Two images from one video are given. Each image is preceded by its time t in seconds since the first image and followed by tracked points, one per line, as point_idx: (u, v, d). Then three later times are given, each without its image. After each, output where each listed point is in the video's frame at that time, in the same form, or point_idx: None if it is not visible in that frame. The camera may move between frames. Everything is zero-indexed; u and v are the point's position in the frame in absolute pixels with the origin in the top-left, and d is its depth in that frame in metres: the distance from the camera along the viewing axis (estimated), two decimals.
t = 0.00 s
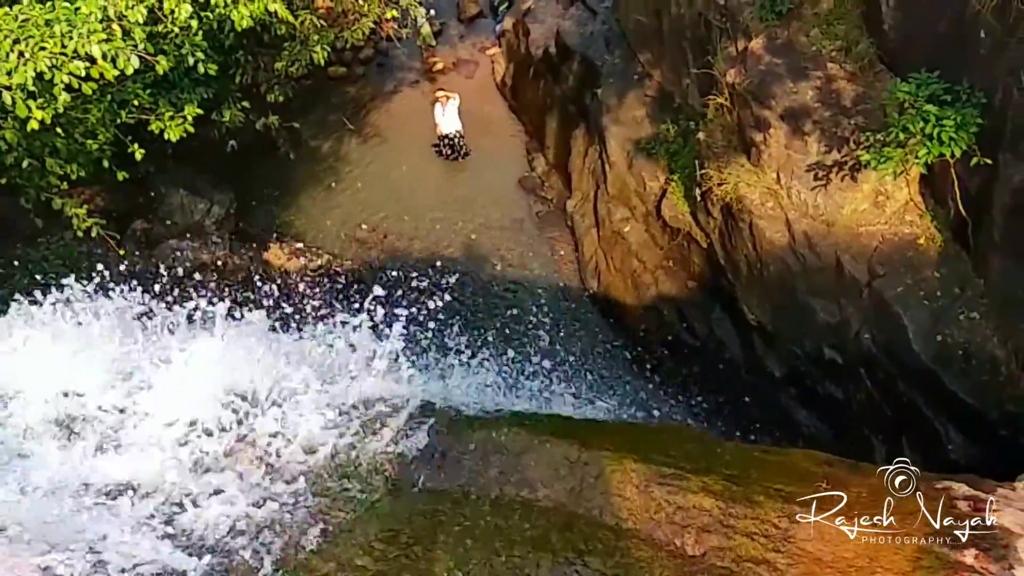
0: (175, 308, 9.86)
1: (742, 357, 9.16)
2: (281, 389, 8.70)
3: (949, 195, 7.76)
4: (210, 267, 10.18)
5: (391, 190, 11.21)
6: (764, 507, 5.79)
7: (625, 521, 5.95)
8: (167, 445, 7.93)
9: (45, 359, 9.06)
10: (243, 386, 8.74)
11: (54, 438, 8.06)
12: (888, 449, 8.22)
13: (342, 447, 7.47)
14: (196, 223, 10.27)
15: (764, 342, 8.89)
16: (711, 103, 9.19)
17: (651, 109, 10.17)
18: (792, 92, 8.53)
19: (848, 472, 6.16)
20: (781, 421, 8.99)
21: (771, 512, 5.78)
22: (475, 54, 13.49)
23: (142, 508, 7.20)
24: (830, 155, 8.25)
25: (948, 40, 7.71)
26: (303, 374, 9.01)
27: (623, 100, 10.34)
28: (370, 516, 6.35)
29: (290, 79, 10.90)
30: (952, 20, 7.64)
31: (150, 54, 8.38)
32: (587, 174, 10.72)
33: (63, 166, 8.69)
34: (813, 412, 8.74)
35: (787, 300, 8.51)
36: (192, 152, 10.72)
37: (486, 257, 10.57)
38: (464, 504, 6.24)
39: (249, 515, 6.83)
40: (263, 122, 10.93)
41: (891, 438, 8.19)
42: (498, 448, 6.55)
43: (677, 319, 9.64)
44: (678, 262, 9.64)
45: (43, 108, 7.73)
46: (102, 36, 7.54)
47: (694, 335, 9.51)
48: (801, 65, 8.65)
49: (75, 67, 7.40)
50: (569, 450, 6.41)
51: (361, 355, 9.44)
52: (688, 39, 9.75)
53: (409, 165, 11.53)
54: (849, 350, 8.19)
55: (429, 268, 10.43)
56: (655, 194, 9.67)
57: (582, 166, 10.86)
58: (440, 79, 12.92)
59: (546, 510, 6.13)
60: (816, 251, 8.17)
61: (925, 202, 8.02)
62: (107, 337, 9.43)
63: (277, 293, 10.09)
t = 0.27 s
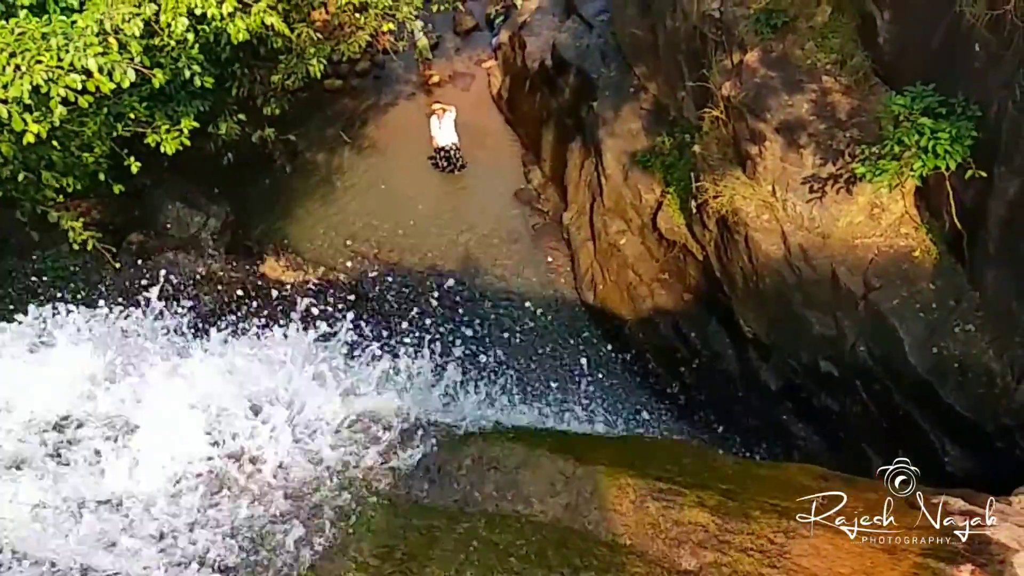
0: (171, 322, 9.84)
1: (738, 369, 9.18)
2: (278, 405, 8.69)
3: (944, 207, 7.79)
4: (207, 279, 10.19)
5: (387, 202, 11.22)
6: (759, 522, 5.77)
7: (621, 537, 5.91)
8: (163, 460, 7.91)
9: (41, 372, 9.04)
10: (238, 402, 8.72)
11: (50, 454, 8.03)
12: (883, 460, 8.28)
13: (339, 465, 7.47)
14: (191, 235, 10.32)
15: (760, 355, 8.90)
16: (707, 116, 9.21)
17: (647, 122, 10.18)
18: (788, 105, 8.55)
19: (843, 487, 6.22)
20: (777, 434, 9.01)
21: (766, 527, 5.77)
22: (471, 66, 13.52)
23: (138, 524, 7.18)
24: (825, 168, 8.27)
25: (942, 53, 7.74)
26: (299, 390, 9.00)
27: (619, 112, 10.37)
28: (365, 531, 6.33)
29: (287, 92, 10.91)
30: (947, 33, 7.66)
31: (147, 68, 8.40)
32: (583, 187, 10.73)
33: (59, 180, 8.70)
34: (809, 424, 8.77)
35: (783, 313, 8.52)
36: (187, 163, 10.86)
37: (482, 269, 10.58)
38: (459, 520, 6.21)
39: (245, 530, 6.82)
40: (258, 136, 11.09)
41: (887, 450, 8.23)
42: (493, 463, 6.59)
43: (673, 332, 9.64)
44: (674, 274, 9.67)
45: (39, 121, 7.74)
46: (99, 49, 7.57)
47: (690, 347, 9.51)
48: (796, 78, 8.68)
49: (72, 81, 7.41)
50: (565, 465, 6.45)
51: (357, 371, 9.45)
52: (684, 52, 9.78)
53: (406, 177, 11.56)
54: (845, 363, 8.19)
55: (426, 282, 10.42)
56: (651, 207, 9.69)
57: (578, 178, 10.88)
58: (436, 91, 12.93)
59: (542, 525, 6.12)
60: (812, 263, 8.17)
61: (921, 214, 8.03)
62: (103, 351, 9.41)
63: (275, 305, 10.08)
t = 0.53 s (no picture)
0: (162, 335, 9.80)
1: (731, 380, 9.20)
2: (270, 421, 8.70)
3: (937, 220, 7.82)
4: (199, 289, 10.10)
5: (381, 212, 11.22)
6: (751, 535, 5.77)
7: (612, 550, 5.87)
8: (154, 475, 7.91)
9: (34, 390, 9.08)
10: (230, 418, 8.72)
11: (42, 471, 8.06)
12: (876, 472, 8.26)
13: (330, 481, 7.46)
14: (185, 244, 10.28)
15: (753, 366, 8.92)
16: (701, 127, 9.26)
17: (641, 133, 10.18)
18: (781, 116, 8.58)
19: (831, 499, 6.25)
20: (771, 445, 9.01)
21: (758, 541, 5.76)
22: (466, 76, 13.54)
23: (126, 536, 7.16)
24: (819, 179, 8.28)
25: (934, 66, 7.73)
26: (292, 405, 9.01)
27: (613, 124, 10.38)
28: (356, 544, 6.32)
29: (280, 102, 10.91)
30: (940, 45, 7.64)
31: (141, 77, 8.42)
32: (577, 198, 10.75)
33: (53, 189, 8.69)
34: (802, 435, 8.78)
35: (776, 325, 8.53)
36: (181, 172, 10.86)
37: (476, 279, 10.58)
38: (450, 533, 6.18)
39: (234, 543, 6.80)
40: (252, 145, 11.08)
41: (879, 461, 8.23)
42: (484, 477, 6.57)
43: (667, 343, 9.64)
44: (667, 284, 9.69)
45: (33, 130, 7.73)
46: (93, 58, 7.59)
47: (684, 358, 9.52)
48: (789, 90, 8.70)
49: (66, 90, 7.41)
50: (557, 477, 6.46)
51: (351, 384, 9.44)
52: (678, 64, 9.82)
53: (400, 187, 11.57)
54: (838, 374, 8.20)
55: (421, 294, 10.40)
56: (644, 218, 9.70)
57: (571, 189, 10.89)
58: (430, 101, 12.96)
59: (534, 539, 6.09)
60: (805, 275, 8.16)
61: (913, 226, 8.04)
62: (97, 365, 9.44)
63: (268, 315, 10.06)
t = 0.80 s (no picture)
0: (158, 346, 9.81)
1: (724, 393, 9.19)
2: (261, 433, 8.69)
3: (929, 234, 7.82)
4: (194, 298, 10.17)
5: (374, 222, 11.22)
6: (742, 552, 5.76)
7: (602, 565, 5.90)
8: (146, 491, 7.93)
9: (25, 398, 9.04)
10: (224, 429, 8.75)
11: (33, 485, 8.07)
12: (867, 486, 8.22)
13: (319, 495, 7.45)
14: (178, 253, 10.24)
15: (746, 379, 8.92)
16: (694, 140, 9.30)
17: (635, 145, 10.24)
18: (775, 130, 8.59)
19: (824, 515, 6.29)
20: (762, 458, 9.00)
21: (749, 557, 5.75)
22: (460, 88, 13.53)
23: (118, 554, 7.18)
24: (812, 194, 8.29)
25: (927, 81, 7.73)
26: (283, 415, 8.99)
27: (607, 136, 10.40)
28: (348, 558, 6.30)
29: (274, 112, 10.91)
30: (932, 60, 7.63)
31: (135, 86, 8.42)
32: (571, 209, 10.76)
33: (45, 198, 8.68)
34: (794, 448, 8.78)
35: (768, 339, 8.51)
36: (175, 182, 10.82)
37: (469, 291, 10.56)
38: (440, 548, 6.17)
39: (225, 558, 6.81)
40: (247, 155, 10.99)
41: (870, 475, 8.20)
42: (477, 493, 6.51)
43: (659, 355, 9.63)
44: (660, 297, 9.69)
45: (25, 138, 7.71)
46: (87, 67, 7.58)
47: (676, 371, 9.52)
48: (783, 104, 8.73)
49: (59, 98, 7.38)
50: (548, 493, 6.44)
51: (343, 394, 9.43)
52: (672, 77, 9.86)
53: (393, 197, 11.57)
54: (830, 388, 8.20)
55: (413, 304, 10.39)
56: (638, 230, 9.71)
57: (565, 202, 10.91)
58: (425, 112, 12.95)
59: (524, 555, 6.07)
60: (798, 289, 8.17)
61: (906, 241, 8.03)
62: (89, 374, 9.41)
63: (262, 326, 10.07)
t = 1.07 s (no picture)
0: (155, 363, 9.84)
1: (720, 413, 9.19)
2: (256, 454, 8.69)
3: (926, 255, 7.82)
4: (188, 315, 10.23)
5: (371, 239, 11.30)
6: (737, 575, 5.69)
7: None
8: (139, 511, 7.91)
9: (22, 421, 9.11)
10: (219, 450, 8.75)
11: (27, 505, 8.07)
12: (864, 506, 8.17)
13: (311, 518, 7.44)
14: (175, 270, 10.48)
15: (743, 399, 8.91)
16: (692, 160, 9.35)
17: (632, 164, 10.29)
18: (772, 150, 8.64)
19: (823, 540, 6.28)
20: (757, 479, 8.95)
21: None
22: (458, 106, 13.85)
23: None
24: (809, 214, 8.30)
25: (924, 102, 7.73)
26: (278, 436, 8.99)
27: (604, 155, 10.46)
28: None
29: (273, 130, 10.99)
30: (930, 83, 7.64)
31: (134, 104, 8.43)
32: (568, 228, 10.80)
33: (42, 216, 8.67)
34: (790, 468, 8.74)
35: (764, 359, 8.50)
36: (173, 198, 11.20)
37: (466, 309, 10.58)
38: (435, 570, 6.11)
39: None
40: (245, 173, 11.00)
41: (867, 496, 8.15)
42: (473, 515, 6.56)
43: (656, 374, 9.63)
44: (657, 316, 9.71)
45: (23, 156, 7.69)
46: (86, 85, 7.59)
47: (674, 391, 9.53)
48: (780, 124, 8.75)
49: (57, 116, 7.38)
50: (546, 516, 6.44)
51: (338, 415, 9.42)
52: (669, 96, 9.91)
53: (390, 214, 11.67)
54: (827, 409, 8.19)
55: (409, 323, 10.40)
56: (635, 249, 9.75)
57: (563, 221, 10.97)
58: (423, 130, 13.19)
59: None
60: (795, 309, 8.13)
61: (903, 262, 8.05)
62: (85, 396, 9.46)
63: (259, 345, 10.11)
